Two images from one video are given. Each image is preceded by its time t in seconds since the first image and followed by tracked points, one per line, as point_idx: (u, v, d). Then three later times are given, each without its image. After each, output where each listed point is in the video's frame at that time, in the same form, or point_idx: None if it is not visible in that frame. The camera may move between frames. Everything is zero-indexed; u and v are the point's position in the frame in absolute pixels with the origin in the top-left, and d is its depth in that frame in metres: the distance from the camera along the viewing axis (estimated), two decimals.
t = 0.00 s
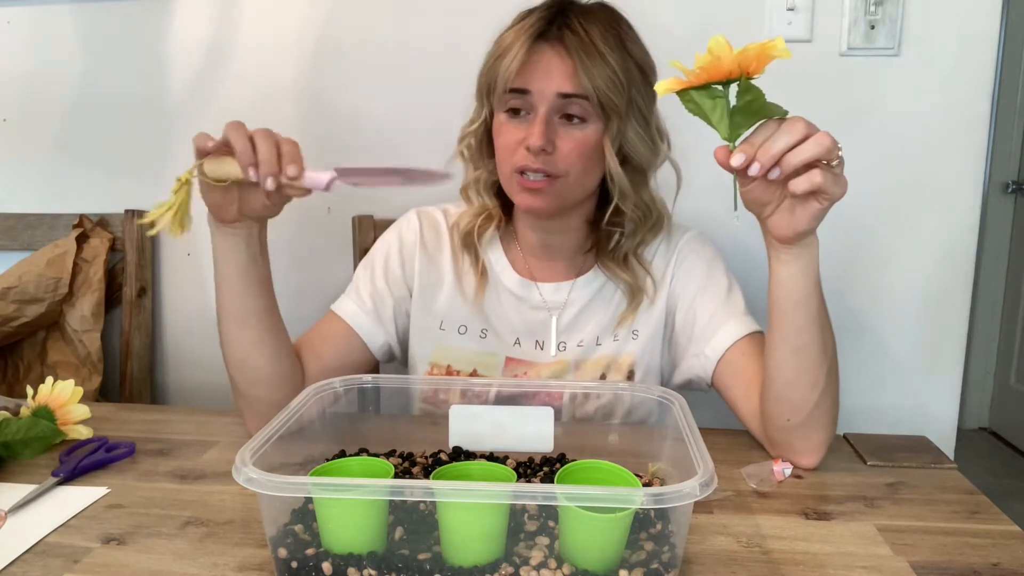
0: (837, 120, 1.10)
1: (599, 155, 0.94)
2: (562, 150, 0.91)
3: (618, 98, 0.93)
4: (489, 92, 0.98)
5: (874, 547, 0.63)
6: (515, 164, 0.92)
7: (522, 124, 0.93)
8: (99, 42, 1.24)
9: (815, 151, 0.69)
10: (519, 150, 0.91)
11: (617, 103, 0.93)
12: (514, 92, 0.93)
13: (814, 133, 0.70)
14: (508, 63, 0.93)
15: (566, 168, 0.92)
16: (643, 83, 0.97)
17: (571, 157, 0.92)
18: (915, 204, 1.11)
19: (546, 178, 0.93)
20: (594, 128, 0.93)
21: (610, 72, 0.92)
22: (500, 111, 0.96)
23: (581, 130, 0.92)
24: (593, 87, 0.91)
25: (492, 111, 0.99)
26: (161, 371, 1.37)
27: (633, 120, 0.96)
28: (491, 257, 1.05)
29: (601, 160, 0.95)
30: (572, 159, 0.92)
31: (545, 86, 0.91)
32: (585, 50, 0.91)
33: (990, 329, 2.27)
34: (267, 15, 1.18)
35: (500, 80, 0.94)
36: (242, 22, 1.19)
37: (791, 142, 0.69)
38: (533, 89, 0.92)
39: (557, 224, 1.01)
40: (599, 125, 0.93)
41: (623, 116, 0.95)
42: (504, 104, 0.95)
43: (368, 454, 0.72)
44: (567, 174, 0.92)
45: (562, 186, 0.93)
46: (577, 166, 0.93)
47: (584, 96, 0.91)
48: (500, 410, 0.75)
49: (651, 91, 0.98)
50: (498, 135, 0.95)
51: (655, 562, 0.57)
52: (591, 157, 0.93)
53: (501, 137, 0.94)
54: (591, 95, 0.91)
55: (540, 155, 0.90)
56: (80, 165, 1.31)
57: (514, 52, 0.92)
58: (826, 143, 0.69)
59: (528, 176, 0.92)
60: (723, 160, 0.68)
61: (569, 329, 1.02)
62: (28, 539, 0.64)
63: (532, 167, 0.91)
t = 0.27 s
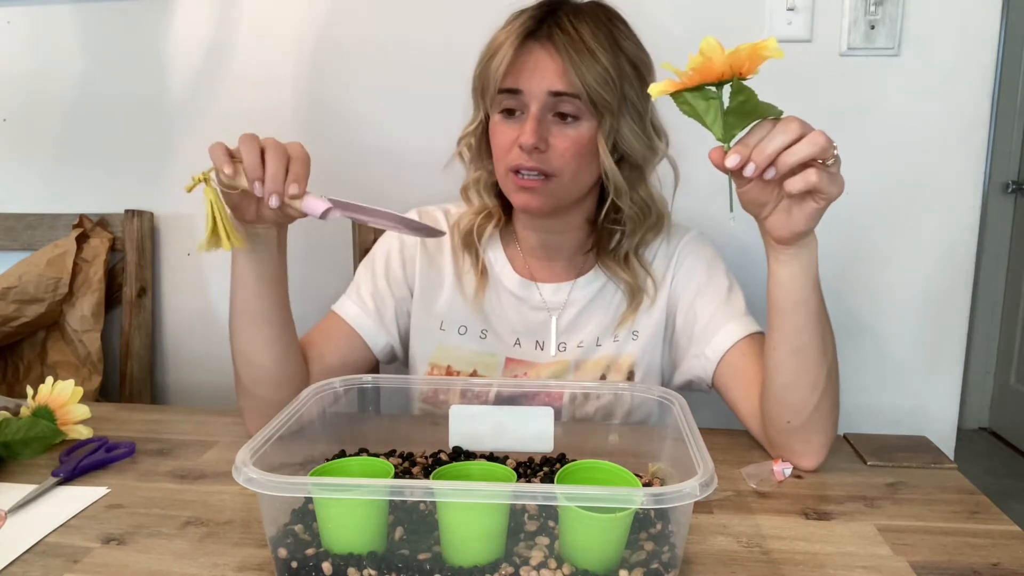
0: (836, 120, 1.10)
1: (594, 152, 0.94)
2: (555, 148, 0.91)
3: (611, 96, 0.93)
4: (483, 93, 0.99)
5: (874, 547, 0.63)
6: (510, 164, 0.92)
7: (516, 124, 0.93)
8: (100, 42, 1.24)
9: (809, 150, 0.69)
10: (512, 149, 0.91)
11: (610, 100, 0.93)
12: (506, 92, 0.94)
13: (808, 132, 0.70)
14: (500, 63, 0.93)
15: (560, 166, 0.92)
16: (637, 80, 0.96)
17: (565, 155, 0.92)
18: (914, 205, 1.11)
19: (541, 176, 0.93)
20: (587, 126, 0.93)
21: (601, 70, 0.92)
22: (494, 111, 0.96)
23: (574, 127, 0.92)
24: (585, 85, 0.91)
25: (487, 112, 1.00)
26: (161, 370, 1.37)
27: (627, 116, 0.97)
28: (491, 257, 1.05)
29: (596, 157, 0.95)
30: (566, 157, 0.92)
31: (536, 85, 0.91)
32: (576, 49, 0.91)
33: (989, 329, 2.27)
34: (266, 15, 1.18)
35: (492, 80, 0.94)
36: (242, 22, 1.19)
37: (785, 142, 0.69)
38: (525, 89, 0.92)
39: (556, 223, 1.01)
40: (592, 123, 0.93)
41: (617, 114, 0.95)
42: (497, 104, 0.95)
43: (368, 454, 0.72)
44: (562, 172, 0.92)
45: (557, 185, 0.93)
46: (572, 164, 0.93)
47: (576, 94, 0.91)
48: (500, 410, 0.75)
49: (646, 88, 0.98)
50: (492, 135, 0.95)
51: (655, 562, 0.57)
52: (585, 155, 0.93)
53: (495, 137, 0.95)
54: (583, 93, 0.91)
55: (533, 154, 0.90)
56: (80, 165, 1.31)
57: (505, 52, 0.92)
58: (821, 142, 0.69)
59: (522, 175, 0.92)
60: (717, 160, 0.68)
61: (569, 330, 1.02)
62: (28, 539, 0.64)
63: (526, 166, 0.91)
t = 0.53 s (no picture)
0: (836, 120, 1.10)
1: (593, 152, 0.94)
2: (554, 149, 0.91)
3: (609, 96, 0.93)
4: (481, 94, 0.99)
5: (874, 547, 0.63)
6: (510, 165, 0.93)
7: (515, 125, 0.93)
8: (100, 42, 1.24)
9: (803, 152, 0.68)
10: (512, 151, 0.91)
11: (609, 100, 0.93)
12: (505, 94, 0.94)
13: (803, 133, 0.69)
14: (498, 64, 0.93)
15: (560, 167, 0.92)
16: (635, 80, 0.96)
17: (564, 156, 0.92)
18: (914, 205, 1.11)
19: (540, 177, 0.93)
20: (586, 126, 0.93)
21: (599, 70, 0.92)
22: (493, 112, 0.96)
23: (572, 128, 0.93)
24: (583, 85, 0.91)
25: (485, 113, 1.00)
26: (161, 370, 1.37)
27: (626, 115, 0.97)
28: (490, 258, 1.05)
29: (596, 157, 0.95)
30: (565, 158, 0.92)
31: (535, 86, 0.91)
32: (574, 49, 0.91)
33: (990, 329, 2.27)
34: (266, 15, 1.18)
35: (491, 81, 0.94)
36: (242, 22, 1.19)
37: (779, 144, 0.68)
38: (523, 90, 0.92)
39: (556, 224, 1.01)
40: (591, 123, 0.94)
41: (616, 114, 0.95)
42: (496, 105, 0.95)
43: (368, 454, 0.72)
44: (561, 173, 0.92)
45: (557, 186, 0.93)
46: (571, 165, 0.93)
47: (574, 95, 0.91)
48: (500, 410, 0.75)
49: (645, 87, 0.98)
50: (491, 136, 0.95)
51: (655, 562, 0.57)
52: (584, 155, 0.93)
53: (494, 139, 0.95)
54: (581, 94, 0.91)
55: (532, 155, 0.90)
56: (81, 165, 1.31)
57: (503, 53, 0.93)
58: (815, 144, 0.69)
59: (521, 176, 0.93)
60: (711, 164, 0.68)
61: (569, 331, 1.02)
62: (28, 539, 0.64)
63: (525, 167, 0.91)
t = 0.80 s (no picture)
0: (836, 120, 1.10)
1: (594, 153, 0.94)
2: (556, 150, 0.91)
3: (611, 97, 0.93)
4: (482, 94, 0.98)
5: (874, 547, 0.63)
6: (510, 166, 0.93)
7: (516, 126, 0.93)
8: (100, 43, 1.24)
9: (800, 152, 0.68)
10: (514, 152, 0.91)
11: (611, 101, 0.93)
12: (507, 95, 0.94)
13: (801, 134, 0.69)
14: (499, 65, 0.93)
15: (562, 168, 0.92)
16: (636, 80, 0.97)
17: (566, 157, 0.92)
18: (914, 205, 1.11)
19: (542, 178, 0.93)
20: (588, 127, 0.93)
21: (601, 71, 0.92)
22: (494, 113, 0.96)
23: (574, 129, 0.93)
24: (586, 86, 0.91)
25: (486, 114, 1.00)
26: (161, 370, 1.37)
27: (627, 115, 0.97)
28: (490, 258, 1.05)
29: (597, 158, 0.95)
30: (566, 158, 0.92)
31: (537, 87, 0.91)
32: (576, 50, 0.91)
33: (990, 329, 2.27)
34: (266, 15, 1.18)
35: (492, 82, 0.94)
36: (242, 22, 1.19)
37: (777, 144, 0.68)
38: (525, 91, 0.92)
39: (556, 224, 1.01)
40: (593, 123, 0.94)
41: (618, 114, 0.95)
42: (497, 106, 0.95)
43: (368, 454, 0.72)
44: (563, 174, 0.93)
45: (559, 187, 0.93)
46: (573, 165, 0.93)
47: (576, 96, 0.91)
48: (500, 410, 0.75)
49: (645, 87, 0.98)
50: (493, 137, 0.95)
51: (655, 562, 0.57)
52: (586, 155, 0.93)
53: (495, 140, 0.95)
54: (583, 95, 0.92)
55: (535, 156, 0.90)
56: (81, 165, 1.31)
57: (505, 54, 0.92)
58: (812, 144, 0.69)
59: (524, 177, 0.93)
60: (709, 165, 0.68)
61: (568, 331, 1.02)
62: (28, 539, 0.64)
63: (527, 168, 0.91)
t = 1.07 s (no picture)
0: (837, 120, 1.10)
1: (611, 148, 0.96)
2: (578, 145, 0.92)
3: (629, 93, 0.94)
4: (495, 90, 0.97)
5: (874, 547, 0.63)
6: (532, 163, 0.92)
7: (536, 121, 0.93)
8: (100, 43, 1.24)
9: (801, 167, 0.68)
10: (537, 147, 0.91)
11: (630, 96, 0.94)
12: (526, 90, 0.93)
13: (801, 148, 0.69)
14: (520, 59, 0.92)
15: (583, 163, 0.93)
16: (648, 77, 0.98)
17: (587, 152, 0.92)
18: (915, 205, 1.11)
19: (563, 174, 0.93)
20: (606, 122, 0.94)
21: (621, 66, 0.93)
22: (511, 109, 0.95)
23: (594, 124, 0.93)
24: (608, 81, 0.92)
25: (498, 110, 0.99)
26: (161, 370, 1.37)
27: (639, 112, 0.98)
28: (490, 259, 1.05)
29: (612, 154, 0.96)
30: (587, 154, 0.93)
31: (559, 82, 0.91)
32: (598, 45, 0.91)
33: (990, 329, 2.27)
34: (266, 15, 1.18)
35: (511, 77, 0.93)
36: (242, 22, 1.19)
37: (775, 159, 0.68)
38: (547, 86, 0.92)
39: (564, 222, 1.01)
40: (610, 119, 0.95)
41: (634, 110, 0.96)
42: (516, 101, 0.94)
43: (368, 454, 0.72)
44: (584, 169, 0.93)
45: (580, 182, 0.93)
46: (592, 161, 0.93)
47: (598, 91, 0.92)
48: (500, 410, 0.75)
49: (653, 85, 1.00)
50: (510, 133, 0.94)
51: (655, 562, 0.57)
52: (604, 151, 0.94)
53: (513, 135, 0.94)
54: (605, 90, 0.92)
55: (559, 152, 0.90)
56: (81, 165, 1.31)
57: (526, 48, 0.92)
58: (813, 160, 0.68)
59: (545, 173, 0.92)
60: (706, 178, 0.68)
61: (568, 331, 1.02)
62: (28, 539, 0.64)
63: (551, 164, 0.91)
